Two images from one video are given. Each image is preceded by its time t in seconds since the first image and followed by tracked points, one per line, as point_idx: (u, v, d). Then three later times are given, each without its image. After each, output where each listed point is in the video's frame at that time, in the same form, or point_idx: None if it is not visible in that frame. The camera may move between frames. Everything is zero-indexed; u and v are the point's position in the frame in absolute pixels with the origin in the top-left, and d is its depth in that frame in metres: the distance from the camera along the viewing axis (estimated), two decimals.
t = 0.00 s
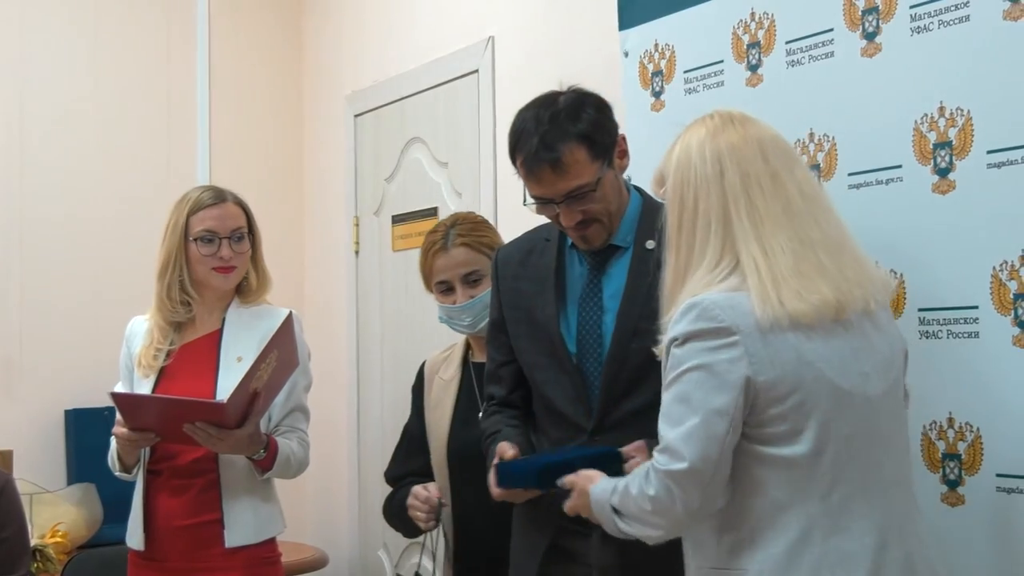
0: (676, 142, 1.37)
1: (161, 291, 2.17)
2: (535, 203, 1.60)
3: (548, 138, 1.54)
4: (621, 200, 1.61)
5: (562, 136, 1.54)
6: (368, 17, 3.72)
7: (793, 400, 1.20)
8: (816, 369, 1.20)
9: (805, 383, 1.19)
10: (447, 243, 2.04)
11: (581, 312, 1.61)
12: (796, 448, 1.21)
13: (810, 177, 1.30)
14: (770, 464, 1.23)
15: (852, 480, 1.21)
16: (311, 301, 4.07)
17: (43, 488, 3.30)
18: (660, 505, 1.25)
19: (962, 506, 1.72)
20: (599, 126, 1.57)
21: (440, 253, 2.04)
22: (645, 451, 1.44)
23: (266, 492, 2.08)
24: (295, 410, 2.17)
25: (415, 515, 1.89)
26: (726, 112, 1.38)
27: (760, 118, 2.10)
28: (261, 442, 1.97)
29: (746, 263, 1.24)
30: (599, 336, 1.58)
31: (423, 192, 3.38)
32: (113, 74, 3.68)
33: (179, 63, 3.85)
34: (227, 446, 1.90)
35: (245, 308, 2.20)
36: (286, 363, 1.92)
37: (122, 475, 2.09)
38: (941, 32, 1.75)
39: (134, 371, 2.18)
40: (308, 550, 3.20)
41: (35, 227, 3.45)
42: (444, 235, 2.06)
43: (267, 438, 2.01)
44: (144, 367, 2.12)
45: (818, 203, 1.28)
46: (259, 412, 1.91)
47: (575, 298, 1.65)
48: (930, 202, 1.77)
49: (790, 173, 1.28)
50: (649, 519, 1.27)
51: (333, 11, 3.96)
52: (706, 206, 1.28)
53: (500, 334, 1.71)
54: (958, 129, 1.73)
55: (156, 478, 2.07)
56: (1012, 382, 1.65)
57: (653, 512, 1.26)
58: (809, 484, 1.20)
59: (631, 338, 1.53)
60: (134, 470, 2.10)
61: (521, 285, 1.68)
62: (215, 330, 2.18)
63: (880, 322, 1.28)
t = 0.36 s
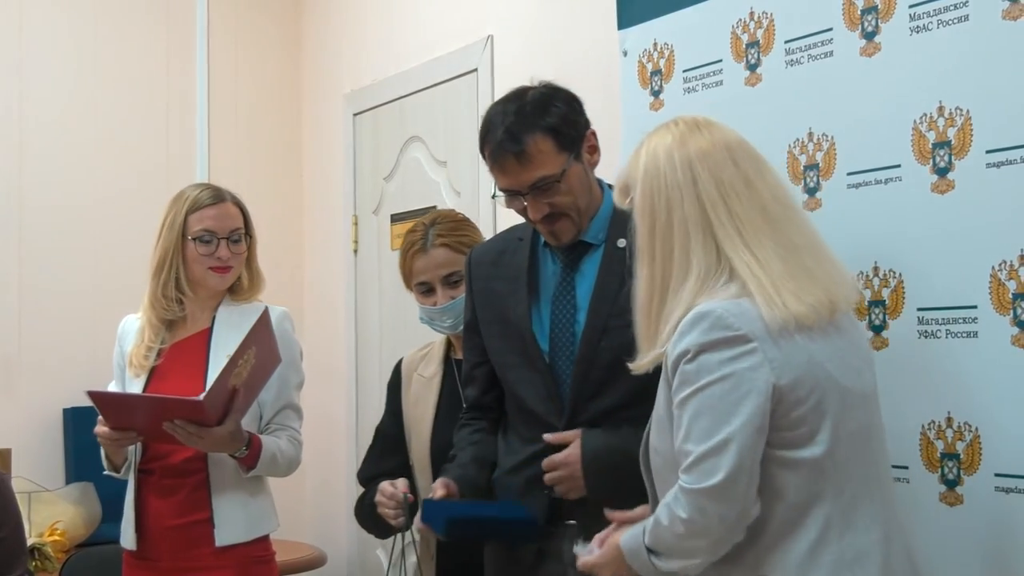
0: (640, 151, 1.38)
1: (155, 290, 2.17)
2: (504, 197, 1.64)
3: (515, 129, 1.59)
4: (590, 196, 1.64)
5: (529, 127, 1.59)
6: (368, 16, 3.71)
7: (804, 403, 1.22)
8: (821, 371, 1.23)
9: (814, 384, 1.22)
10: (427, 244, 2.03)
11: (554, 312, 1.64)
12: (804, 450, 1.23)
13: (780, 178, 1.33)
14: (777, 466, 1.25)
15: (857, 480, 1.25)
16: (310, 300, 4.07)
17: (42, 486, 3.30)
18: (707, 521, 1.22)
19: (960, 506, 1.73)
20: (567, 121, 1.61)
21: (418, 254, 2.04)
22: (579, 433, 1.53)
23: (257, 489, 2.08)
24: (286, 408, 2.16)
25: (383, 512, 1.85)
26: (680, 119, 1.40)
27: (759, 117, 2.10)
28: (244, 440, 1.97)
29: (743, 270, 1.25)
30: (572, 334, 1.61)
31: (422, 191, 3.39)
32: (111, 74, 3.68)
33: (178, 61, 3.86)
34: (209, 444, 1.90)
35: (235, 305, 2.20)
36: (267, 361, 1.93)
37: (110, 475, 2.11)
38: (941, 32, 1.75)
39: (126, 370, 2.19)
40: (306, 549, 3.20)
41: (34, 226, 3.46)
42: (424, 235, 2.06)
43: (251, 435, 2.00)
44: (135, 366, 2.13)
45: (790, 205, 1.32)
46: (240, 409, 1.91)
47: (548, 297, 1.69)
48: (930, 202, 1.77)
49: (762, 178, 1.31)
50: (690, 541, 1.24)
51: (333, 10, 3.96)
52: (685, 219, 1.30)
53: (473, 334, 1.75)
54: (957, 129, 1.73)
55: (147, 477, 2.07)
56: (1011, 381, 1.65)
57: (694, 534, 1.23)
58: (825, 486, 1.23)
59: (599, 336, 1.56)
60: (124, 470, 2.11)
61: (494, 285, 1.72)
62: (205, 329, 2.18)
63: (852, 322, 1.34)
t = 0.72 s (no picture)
0: (623, 160, 1.36)
1: (156, 288, 2.18)
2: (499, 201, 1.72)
3: (485, 139, 1.68)
4: (577, 197, 1.66)
5: (500, 134, 1.66)
6: (368, 16, 3.71)
7: (813, 399, 1.20)
8: (827, 367, 1.22)
9: (821, 378, 1.21)
10: (388, 245, 1.99)
11: (562, 313, 1.67)
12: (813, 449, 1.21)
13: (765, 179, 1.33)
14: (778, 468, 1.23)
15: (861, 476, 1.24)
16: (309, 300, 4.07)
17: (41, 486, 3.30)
18: (748, 535, 1.13)
19: (959, 505, 1.73)
20: (544, 125, 1.66)
21: (379, 256, 2.00)
22: (586, 413, 1.53)
23: (253, 488, 2.08)
24: (282, 409, 2.16)
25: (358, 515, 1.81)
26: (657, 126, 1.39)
27: (759, 116, 2.10)
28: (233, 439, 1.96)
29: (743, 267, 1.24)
30: (580, 334, 1.64)
31: (421, 191, 3.39)
32: (110, 74, 3.68)
33: (178, 61, 3.86)
34: (196, 441, 1.89)
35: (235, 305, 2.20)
36: (254, 358, 1.94)
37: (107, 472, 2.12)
38: (941, 31, 1.75)
39: (125, 368, 2.20)
40: (305, 549, 3.21)
41: (33, 226, 3.46)
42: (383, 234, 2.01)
43: (241, 433, 1.99)
44: (133, 366, 2.15)
45: (778, 205, 1.31)
46: (227, 406, 1.91)
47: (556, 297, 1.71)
48: (930, 201, 1.77)
49: (749, 179, 1.30)
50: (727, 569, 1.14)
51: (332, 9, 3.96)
52: (678, 220, 1.27)
53: (490, 335, 1.79)
54: (957, 128, 1.73)
55: (144, 477, 2.07)
56: (1012, 380, 1.65)
57: (730, 555, 1.14)
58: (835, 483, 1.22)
59: (604, 336, 1.57)
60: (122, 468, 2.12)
61: (507, 286, 1.76)
62: (200, 329, 2.18)
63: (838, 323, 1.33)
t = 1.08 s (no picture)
0: (627, 165, 1.32)
1: (155, 288, 2.18)
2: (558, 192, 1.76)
3: (539, 139, 1.71)
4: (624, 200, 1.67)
5: (552, 134, 1.69)
6: (368, 16, 3.71)
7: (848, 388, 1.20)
8: (851, 361, 1.21)
9: (852, 369, 1.20)
10: (382, 241, 1.89)
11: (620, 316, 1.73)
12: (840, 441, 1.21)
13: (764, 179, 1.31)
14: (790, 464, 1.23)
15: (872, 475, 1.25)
16: (309, 300, 4.08)
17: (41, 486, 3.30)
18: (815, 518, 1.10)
19: (960, 506, 1.73)
20: (592, 128, 1.66)
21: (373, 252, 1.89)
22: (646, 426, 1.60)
23: (251, 485, 2.08)
24: (282, 409, 2.16)
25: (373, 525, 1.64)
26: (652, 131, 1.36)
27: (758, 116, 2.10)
28: (233, 436, 1.96)
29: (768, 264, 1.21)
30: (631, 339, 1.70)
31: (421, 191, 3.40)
32: (110, 73, 3.68)
33: (178, 61, 3.86)
34: (194, 437, 1.89)
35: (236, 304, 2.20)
36: (255, 357, 1.94)
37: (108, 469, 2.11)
38: (941, 32, 1.75)
39: (126, 365, 2.21)
40: (305, 549, 3.21)
41: (33, 226, 3.46)
42: (371, 228, 1.90)
43: (240, 431, 1.99)
44: (133, 364, 2.15)
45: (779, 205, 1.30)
46: (227, 403, 1.91)
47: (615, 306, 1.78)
48: (930, 201, 1.77)
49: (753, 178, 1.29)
50: (793, 555, 1.10)
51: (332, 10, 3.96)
52: (696, 222, 1.24)
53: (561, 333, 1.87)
54: (957, 129, 1.73)
55: (144, 476, 2.07)
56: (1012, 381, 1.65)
57: (796, 541, 1.10)
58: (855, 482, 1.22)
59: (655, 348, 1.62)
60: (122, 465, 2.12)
61: (576, 287, 1.84)
62: (205, 327, 2.18)
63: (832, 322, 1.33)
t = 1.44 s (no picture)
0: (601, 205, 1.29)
1: (150, 284, 2.21)
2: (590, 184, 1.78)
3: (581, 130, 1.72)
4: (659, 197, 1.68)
5: (591, 129, 1.70)
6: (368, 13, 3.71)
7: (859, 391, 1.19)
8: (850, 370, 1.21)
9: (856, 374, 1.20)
10: (390, 239, 1.89)
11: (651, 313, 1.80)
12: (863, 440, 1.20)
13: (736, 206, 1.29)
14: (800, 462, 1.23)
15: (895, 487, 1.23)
16: (309, 299, 4.08)
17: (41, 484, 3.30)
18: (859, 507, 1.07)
19: (960, 504, 1.73)
20: (632, 124, 1.67)
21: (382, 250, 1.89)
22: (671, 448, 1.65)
23: (252, 483, 2.08)
24: (283, 407, 2.16)
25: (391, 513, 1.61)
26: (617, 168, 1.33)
27: (758, 114, 2.10)
28: (242, 428, 1.97)
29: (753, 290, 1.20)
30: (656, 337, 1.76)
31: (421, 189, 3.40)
32: (109, 70, 3.68)
33: (178, 59, 3.86)
34: (205, 428, 1.89)
35: (235, 304, 2.19)
36: (266, 351, 1.94)
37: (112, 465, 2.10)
38: (942, 29, 1.75)
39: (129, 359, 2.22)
40: (305, 546, 3.21)
41: (33, 224, 3.45)
42: (378, 226, 1.89)
43: (249, 424, 2.00)
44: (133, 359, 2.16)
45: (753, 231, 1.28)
46: (238, 394, 1.91)
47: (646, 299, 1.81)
48: (930, 199, 1.77)
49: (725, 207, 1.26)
50: (840, 550, 1.07)
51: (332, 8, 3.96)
52: (672, 259, 1.21)
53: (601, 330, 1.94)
54: (957, 126, 1.72)
55: (146, 473, 2.07)
56: (1013, 379, 1.65)
57: (842, 536, 1.07)
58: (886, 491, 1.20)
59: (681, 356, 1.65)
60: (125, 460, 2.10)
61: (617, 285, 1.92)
62: (207, 324, 2.18)
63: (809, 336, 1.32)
